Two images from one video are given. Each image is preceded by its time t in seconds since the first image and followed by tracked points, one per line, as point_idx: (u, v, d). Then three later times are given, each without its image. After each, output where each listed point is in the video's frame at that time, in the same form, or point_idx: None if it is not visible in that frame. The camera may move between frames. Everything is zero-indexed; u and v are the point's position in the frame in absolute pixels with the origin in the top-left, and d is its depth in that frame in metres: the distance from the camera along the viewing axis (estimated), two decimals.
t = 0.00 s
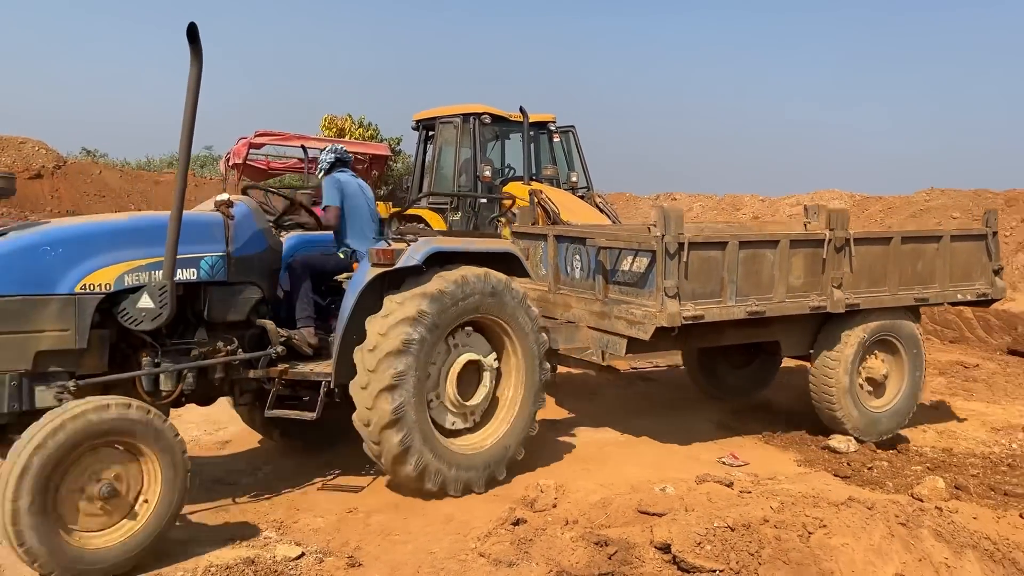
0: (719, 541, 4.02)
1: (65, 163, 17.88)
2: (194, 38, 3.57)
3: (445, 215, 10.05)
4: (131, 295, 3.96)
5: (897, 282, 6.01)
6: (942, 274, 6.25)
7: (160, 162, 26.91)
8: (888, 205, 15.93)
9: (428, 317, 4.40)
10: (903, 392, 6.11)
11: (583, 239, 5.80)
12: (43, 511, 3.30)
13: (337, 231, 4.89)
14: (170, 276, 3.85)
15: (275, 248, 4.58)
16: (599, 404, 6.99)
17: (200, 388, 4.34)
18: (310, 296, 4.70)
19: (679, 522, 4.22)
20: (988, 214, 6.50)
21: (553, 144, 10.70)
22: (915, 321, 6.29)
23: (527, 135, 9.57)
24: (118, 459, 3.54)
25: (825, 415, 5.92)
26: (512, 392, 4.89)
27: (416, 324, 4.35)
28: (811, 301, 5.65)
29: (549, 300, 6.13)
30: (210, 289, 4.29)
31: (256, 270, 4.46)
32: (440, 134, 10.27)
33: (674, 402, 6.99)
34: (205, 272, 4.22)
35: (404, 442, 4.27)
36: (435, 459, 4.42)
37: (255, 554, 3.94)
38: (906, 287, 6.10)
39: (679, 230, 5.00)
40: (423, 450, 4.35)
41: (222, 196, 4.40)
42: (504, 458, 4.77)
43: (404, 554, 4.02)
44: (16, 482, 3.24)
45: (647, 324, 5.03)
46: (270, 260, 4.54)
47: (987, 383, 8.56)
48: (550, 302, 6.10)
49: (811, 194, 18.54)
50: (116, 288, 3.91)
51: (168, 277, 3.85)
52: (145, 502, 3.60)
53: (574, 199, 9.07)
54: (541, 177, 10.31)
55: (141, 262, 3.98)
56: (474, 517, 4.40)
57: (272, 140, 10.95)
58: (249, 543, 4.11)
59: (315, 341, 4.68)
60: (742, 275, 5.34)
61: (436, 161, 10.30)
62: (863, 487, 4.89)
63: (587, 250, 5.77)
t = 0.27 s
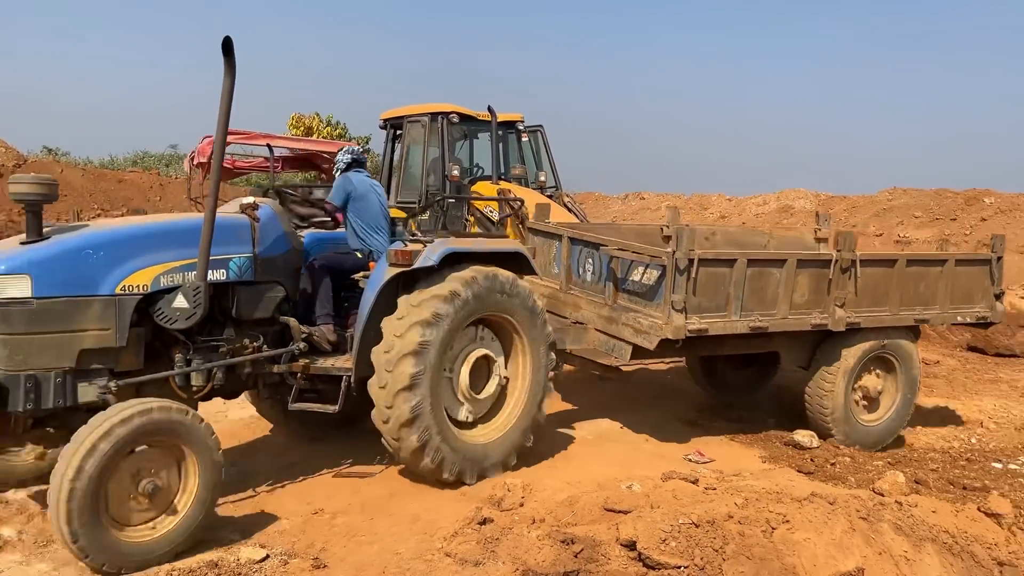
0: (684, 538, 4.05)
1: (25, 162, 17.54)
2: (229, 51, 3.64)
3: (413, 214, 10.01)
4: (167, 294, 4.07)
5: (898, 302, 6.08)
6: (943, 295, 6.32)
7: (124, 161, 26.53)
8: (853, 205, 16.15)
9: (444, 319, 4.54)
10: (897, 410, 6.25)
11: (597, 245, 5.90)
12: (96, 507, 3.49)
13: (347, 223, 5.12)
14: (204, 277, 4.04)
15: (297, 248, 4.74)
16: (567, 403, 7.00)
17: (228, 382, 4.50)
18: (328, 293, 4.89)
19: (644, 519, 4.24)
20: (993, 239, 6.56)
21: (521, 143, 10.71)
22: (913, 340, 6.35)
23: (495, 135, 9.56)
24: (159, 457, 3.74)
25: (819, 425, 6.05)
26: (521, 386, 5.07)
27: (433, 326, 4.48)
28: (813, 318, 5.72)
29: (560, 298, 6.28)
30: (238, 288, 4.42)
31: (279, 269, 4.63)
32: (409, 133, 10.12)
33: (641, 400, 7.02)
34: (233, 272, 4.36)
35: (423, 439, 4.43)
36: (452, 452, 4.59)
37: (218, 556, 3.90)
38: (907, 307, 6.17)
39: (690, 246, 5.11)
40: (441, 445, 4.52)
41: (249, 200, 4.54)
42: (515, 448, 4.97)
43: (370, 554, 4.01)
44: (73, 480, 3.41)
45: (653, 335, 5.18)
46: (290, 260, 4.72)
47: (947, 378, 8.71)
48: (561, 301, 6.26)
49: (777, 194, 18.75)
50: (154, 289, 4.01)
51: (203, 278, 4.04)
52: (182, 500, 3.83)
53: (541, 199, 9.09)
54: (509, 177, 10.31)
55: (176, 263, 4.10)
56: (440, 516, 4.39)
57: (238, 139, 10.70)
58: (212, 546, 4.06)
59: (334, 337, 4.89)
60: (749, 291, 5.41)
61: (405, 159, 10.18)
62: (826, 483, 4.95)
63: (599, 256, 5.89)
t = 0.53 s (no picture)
0: (651, 535, 4.08)
1: None
2: (262, 64, 3.75)
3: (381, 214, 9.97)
4: (201, 295, 4.13)
5: (888, 303, 6.18)
6: (932, 296, 6.42)
7: (86, 160, 26.11)
8: (817, 204, 16.35)
9: (456, 317, 4.69)
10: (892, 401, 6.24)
11: (598, 246, 6.00)
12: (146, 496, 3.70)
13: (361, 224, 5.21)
14: (237, 279, 4.10)
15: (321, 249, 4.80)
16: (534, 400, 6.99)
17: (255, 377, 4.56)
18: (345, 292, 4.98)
19: (611, 516, 4.26)
20: (983, 243, 6.64)
21: (490, 142, 10.70)
22: (903, 341, 6.43)
23: (463, 133, 9.54)
24: (201, 450, 3.96)
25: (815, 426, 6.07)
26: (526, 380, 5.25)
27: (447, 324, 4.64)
28: (805, 317, 5.82)
29: (562, 298, 6.32)
30: (267, 289, 4.45)
31: (303, 270, 4.63)
32: (376, 131, 10.15)
33: (609, 397, 7.04)
34: (261, 273, 4.40)
35: (437, 430, 4.60)
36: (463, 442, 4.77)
37: (181, 560, 3.84)
38: (896, 307, 6.25)
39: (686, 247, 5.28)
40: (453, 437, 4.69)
41: (275, 202, 4.60)
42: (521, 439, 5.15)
43: (336, 556, 3.98)
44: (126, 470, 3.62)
45: (651, 332, 5.32)
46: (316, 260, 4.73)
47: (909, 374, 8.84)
48: (563, 301, 6.31)
49: (744, 194, 18.93)
50: (192, 288, 4.09)
51: (235, 279, 4.10)
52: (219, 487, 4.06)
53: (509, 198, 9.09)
54: (477, 176, 10.30)
55: (211, 264, 4.16)
56: (408, 517, 4.37)
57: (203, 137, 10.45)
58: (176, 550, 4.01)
59: (352, 332, 4.95)
60: (743, 292, 5.54)
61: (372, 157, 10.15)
62: (790, 479, 5.00)
63: (600, 257, 5.99)
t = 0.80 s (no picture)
0: (620, 533, 4.10)
1: None
2: (276, 79, 4.03)
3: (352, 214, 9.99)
4: (221, 297, 4.31)
5: (883, 307, 6.23)
6: (926, 301, 6.48)
7: (51, 159, 25.69)
8: (786, 204, 16.53)
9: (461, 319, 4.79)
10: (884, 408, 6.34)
11: (602, 247, 6.08)
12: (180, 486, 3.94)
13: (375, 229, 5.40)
14: (253, 279, 4.35)
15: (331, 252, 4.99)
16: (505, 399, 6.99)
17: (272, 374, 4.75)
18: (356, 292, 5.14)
19: (582, 515, 4.26)
20: (977, 248, 6.71)
21: (461, 142, 10.68)
22: (898, 345, 6.49)
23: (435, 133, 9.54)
24: (224, 438, 4.19)
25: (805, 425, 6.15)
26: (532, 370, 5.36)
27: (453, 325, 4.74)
28: (802, 320, 5.89)
29: (564, 296, 6.36)
30: (283, 289, 4.65)
31: (317, 271, 4.83)
32: (347, 130, 10.13)
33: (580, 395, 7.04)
34: (278, 275, 4.59)
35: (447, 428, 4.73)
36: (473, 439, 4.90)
37: (147, 564, 3.80)
38: (891, 311, 6.31)
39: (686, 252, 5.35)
40: (463, 434, 4.82)
41: (290, 207, 4.78)
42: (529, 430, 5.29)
43: (306, 557, 3.96)
44: (162, 463, 3.84)
45: (651, 334, 5.43)
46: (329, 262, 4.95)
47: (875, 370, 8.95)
48: (566, 299, 6.35)
49: (714, 193, 19.08)
50: (212, 290, 4.26)
51: (252, 280, 4.35)
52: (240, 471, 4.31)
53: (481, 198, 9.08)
54: (449, 175, 10.28)
55: (230, 268, 4.35)
56: (378, 517, 4.35)
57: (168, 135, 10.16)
58: (142, 554, 3.96)
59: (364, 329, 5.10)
60: (741, 294, 5.62)
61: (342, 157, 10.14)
62: (758, 476, 5.04)
63: (604, 258, 6.06)
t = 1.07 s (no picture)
0: (595, 531, 4.11)
1: None
2: (283, 91, 4.19)
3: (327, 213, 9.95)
4: (233, 297, 4.58)
5: (879, 304, 6.27)
6: (922, 298, 6.50)
7: (19, 157, 25.30)
8: (760, 204, 16.65)
9: (474, 308, 5.00)
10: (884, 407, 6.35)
11: (603, 248, 6.21)
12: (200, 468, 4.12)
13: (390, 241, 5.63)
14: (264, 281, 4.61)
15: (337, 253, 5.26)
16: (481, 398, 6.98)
17: (282, 370, 5.03)
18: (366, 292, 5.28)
19: (557, 514, 4.27)
20: (972, 246, 6.73)
21: (436, 142, 10.66)
22: (896, 342, 6.51)
23: (411, 133, 9.53)
24: (238, 424, 4.40)
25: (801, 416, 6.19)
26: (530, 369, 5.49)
27: (466, 313, 4.94)
28: (798, 317, 5.99)
29: (569, 296, 6.51)
30: (290, 291, 4.96)
31: (324, 273, 5.15)
32: (320, 130, 9.98)
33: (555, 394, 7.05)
34: (287, 276, 4.91)
35: (447, 411, 4.84)
36: (471, 425, 4.99)
37: (118, 568, 3.76)
38: (887, 308, 6.34)
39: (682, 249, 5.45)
40: (463, 420, 4.93)
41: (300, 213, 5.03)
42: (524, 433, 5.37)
43: (279, 559, 3.93)
44: (190, 451, 4.05)
45: (650, 328, 5.53)
46: (335, 265, 5.24)
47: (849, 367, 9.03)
48: (570, 298, 6.49)
49: (688, 194, 19.18)
50: (223, 291, 4.53)
51: (263, 282, 4.61)
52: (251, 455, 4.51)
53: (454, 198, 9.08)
54: (424, 174, 10.26)
55: (241, 270, 4.62)
56: (352, 518, 4.33)
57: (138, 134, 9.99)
58: (112, 557, 3.92)
59: (372, 329, 5.29)
60: (737, 291, 5.72)
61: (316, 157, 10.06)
62: (732, 474, 5.07)
63: (605, 259, 6.19)
